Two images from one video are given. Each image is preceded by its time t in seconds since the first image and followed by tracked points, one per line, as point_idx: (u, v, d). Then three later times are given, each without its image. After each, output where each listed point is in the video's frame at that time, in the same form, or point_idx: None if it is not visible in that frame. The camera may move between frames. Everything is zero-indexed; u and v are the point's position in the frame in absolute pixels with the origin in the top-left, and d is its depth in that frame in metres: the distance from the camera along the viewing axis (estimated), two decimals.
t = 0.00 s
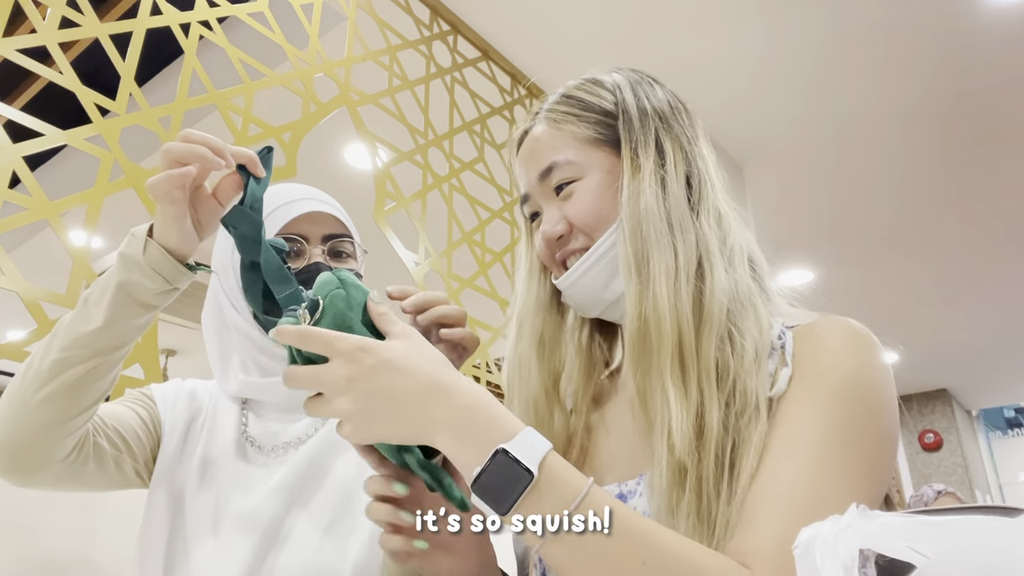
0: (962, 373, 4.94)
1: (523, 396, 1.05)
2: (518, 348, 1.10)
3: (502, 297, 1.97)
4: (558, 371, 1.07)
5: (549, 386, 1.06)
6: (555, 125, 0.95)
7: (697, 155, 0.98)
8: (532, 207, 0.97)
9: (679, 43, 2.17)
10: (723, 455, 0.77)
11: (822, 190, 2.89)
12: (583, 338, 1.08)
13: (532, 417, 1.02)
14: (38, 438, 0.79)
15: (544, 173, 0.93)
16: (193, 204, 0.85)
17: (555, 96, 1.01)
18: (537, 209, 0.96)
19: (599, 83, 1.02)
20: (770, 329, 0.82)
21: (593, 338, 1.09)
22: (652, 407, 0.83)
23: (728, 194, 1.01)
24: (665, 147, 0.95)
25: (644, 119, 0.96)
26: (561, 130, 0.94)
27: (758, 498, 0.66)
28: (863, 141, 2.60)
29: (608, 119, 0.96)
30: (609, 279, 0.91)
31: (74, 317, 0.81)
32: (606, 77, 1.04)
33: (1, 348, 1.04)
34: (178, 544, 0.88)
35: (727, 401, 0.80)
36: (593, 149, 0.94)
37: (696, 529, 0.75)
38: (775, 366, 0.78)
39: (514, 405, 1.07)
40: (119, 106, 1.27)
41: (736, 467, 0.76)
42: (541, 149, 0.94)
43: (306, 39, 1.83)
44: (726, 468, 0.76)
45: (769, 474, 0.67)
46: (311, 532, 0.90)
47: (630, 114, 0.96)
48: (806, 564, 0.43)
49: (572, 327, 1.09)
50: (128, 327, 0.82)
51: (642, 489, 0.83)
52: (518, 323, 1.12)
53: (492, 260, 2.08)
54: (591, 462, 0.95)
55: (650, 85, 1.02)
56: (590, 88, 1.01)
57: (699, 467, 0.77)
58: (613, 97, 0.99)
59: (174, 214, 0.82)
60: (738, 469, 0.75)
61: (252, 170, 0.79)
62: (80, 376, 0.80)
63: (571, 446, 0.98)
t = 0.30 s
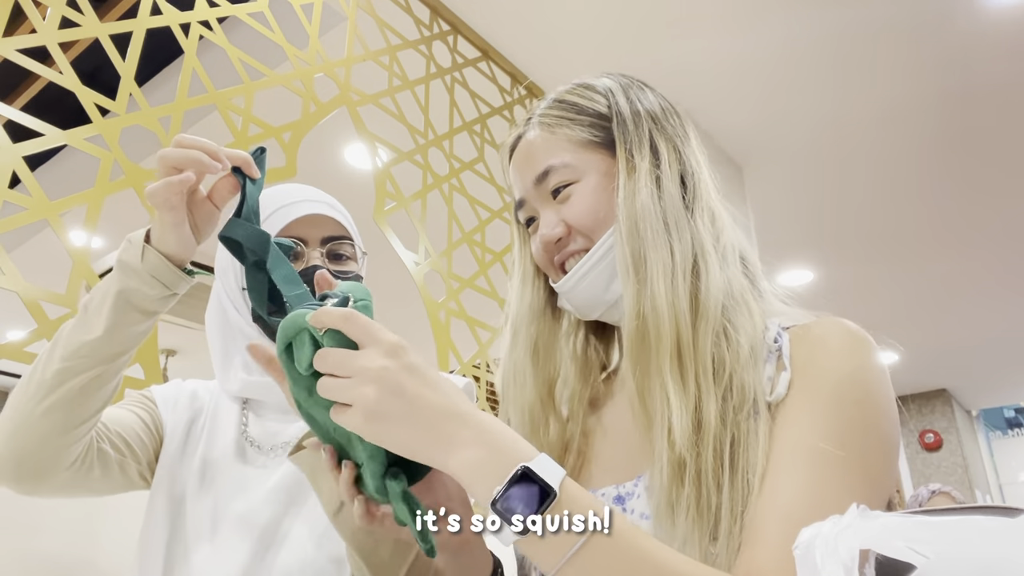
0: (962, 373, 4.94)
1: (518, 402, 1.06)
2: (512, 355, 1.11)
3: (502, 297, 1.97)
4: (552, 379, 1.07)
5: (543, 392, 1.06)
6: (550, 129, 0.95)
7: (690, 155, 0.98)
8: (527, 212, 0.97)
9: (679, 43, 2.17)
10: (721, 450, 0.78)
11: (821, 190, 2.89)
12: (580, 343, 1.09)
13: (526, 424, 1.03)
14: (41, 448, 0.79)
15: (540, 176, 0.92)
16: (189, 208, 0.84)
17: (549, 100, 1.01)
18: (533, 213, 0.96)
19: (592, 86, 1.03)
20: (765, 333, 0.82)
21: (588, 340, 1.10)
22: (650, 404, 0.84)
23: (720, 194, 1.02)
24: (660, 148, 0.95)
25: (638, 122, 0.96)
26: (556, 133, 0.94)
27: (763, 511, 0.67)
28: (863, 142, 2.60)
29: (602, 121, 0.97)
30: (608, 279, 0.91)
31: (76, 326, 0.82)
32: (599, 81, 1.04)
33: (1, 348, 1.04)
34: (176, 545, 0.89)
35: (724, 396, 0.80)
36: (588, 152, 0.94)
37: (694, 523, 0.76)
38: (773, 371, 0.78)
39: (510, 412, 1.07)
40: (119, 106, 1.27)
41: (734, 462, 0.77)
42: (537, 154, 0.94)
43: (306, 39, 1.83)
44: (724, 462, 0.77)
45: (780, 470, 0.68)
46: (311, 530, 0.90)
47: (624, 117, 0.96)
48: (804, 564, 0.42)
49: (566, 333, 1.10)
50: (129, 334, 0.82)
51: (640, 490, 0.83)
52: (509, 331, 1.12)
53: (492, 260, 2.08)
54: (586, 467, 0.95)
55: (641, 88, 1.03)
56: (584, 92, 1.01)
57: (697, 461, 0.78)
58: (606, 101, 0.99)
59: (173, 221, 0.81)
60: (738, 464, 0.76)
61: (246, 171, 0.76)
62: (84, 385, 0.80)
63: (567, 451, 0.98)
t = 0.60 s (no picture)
0: (962, 373, 4.93)
1: (521, 402, 1.06)
2: (514, 356, 1.11)
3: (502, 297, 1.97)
4: (555, 378, 1.07)
5: (546, 391, 1.06)
6: (556, 128, 0.95)
7: (695, 154, 0.98)
8: (531, 210, 0.96)
9: (678, 44, 2.17)
10: (727, 447, 0.78)
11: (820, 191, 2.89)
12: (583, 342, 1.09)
13: (528, 425, 1.03)
14: (48, 466, 0.79)
15: (545, 175, 0.92)
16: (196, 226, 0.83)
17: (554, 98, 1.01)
18: (537, 212, 0.96)
19: (597, 85, 1.02)
20: (770, 333, 0.82)
21: (592, 339, 1.09)
22: (656, 402, 0.84)
23: (725, 194, 1.02)
24: (666, 146, 0.95)
25: (644, 121, 0.96)
26: (561, 132, 0.94)
27: (771, 517, 0.67)
28: (863, 141, 2.60)
29: (607, 119, 0.97)
30: (614, 277, 0.91)
31: (81, 344, 0.81)
32: (604, 79, 1.04)
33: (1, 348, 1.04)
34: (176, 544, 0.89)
35: (731, 394, 0.81)
36: (594, 151, 0.94)
37: (700, 521, 0.76)
38: (779, 374, 0.77)
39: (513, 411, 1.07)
40: (119, 106, 1.27)
41: (741, 459, 0.76)
42: (543, 152, 0.94)
43: (306, 39, 1.83)
44: (731, 459, 0.76)
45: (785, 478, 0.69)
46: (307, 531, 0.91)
47: (629, 115, 0.96)
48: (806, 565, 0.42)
49: (571, 332, 1.10)
50: (134, 354, 0.81)
51: (644, 493, 0.83)
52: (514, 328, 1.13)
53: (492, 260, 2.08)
54: (589, 467, 0.95)
55: (645, 86, 1.02)
56: (589, 91, 1.01)
57: (703, 459, 0.78)
58: (611, 100, 0.99)
59: (183, 241, 0.81)
60: (745, 462, 0.76)
61: (255, 189, 0.80)
62: (89, 405, 0.79)
63: (570, 451, 0.98)
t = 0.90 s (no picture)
0: (962, 372, 4.94)
1: (520, 405, 1.04)
2: (511, 357, 1.10)
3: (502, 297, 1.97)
4: (551, 379, 1.07)
5: (540, 395, 1.05)
6: (566, 128, 0.94)
7: (706, 153, 0.99)
8: (536, 212, 0.95)
9: (678, 43, 2.17)
10: (751, 454, 0.80)
11: (820, 191, 2.89)
12: (577, 340, 1.10)
13: (526, 429, 1.02)
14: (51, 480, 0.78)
15: (558, 176, 0.91)
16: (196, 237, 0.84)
17: (559, 94, 1.00)
18: (543, 213, 0.94)
19: (601, 81, 1.02)
20: (784, 340, 0.85)
21: (588, 335, 1.11)
22: (677, 416, 0.84)
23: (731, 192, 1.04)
24: (679, 147, 0.95)
25: (656, 120, 0.96)
26: (572, 131, 0.93)
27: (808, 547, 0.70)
28: (863, 141, 2.60)
29: (617, 118, 0.96)
30: (631, 286, 0.91)
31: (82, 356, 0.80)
32: (607, 74, 1.03)
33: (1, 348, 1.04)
34: (188, 541, 0.86)
35: (751, 400, 0.83)
36: (606, 153, 0.93)
37: (722, 528, 0.77)
38: (800, 386, 0.80)
39: (503, 415, 1.06)
40: (119, 106, 1.27)
41: (765, 467, 0.79)
42: (554, 152, 0.92)
43: (306, 39, 1.84)
44: (757, 465, 0.79)
45: (842, 494, 0.73)
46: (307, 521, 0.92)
47: (641, 115, 0.95)
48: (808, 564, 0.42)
49: (562, 327, 1.11)
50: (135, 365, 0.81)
51: (655, 496, 0.83)
52: (510, 328, 1.12)
53: (492, 260, 2.08)
54: (593, 467, 0.94)
55: (649, 80, 1.02)
56: (596, 88, 1.00)
57: (729, 469, 0.80)
58: (620, 98, 0.98)
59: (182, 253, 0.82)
60: (769, 470, 0.78)
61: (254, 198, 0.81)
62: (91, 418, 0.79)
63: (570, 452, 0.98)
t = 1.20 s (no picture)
0: (962, 373, 4.94)
1: (512, 401, 1.04)
2: (502, 354, 1.10)
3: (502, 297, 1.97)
4: (544, 378, 1.07)
5: (534, 393, 1.05)
6: (558, 123, 0.94)
7: (698, 152, 0.99)
8: (528, 206, 0.95)
9: (678, 44, 2.17)
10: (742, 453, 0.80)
11: (820, 192, 2.89)
12: (571, 338, 1.10)
13: (517, 426, 1.02)
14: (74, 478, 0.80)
15: (548, 171, 0.91)
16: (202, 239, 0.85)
17: (553, 91, 1.00)
18: (534, 208, 0.94)
19: (595, 78, 1.02)
20: (776, 340, 0.85)
21: (583, 334, 1.10)
22: (667, 412, 0.84)
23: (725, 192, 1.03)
24: (669, 144, 0.95)
25: (646, 117, 0.96)
26: (563, 127, 0.94)
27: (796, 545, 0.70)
28: (864, 141, 2.60)
29: (609, 114, 0.96)
30: (619, 282, 0.91)
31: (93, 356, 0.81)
32: (601, 72, 1.03)
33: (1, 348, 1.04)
34: (192, 533, 0.86)
35: (740, 397, 0.83)
36: (597, 149, 0.94)
37: (712, 527, 0.77)
38: (790, 385, 0.80)
39: (496, 413, 1.05)
40: (119, 106, 1.27)
41: (753, 466, 0.79)
42: (545, 148, 0.93)
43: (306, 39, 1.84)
44: (746, 463, 0.79)
45: (833, 493, 0.73)
46: (306, 514, 0.92)
47: (632, 112, 0.96)
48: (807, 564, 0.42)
49: (556, 326, 1.11)
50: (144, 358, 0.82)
51: (648, 498, 0.83)
52: (503, 326, 1.11)
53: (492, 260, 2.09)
54: (586, 467, 0.94)
55: (643, 78, 1.02)
56: (588, 84, 1.00)
57: (718, 466, 0.80)
58: (613, 95, 0.98)
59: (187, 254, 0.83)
60: (757, 469, 0.78)
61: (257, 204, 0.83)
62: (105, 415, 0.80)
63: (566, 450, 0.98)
